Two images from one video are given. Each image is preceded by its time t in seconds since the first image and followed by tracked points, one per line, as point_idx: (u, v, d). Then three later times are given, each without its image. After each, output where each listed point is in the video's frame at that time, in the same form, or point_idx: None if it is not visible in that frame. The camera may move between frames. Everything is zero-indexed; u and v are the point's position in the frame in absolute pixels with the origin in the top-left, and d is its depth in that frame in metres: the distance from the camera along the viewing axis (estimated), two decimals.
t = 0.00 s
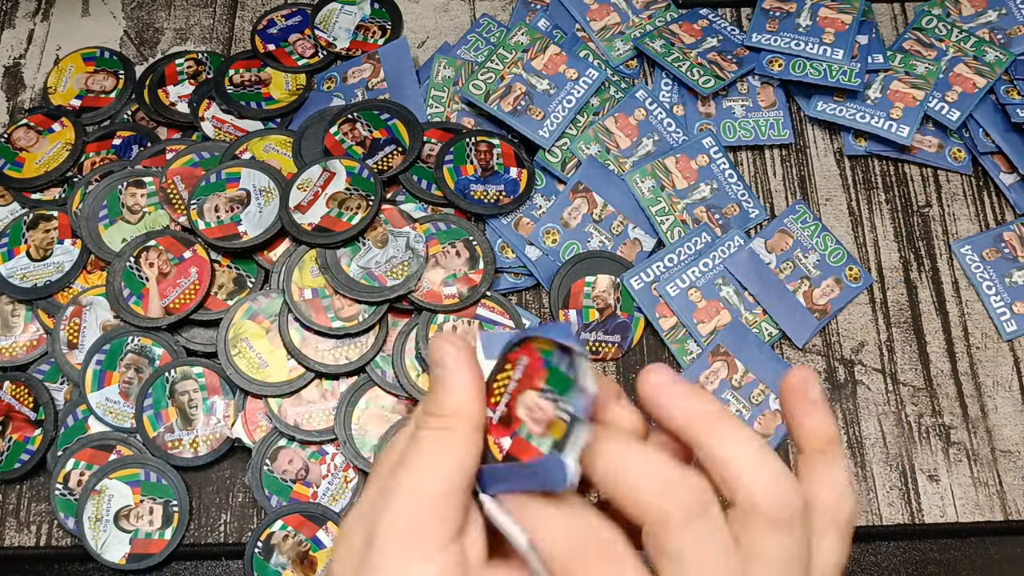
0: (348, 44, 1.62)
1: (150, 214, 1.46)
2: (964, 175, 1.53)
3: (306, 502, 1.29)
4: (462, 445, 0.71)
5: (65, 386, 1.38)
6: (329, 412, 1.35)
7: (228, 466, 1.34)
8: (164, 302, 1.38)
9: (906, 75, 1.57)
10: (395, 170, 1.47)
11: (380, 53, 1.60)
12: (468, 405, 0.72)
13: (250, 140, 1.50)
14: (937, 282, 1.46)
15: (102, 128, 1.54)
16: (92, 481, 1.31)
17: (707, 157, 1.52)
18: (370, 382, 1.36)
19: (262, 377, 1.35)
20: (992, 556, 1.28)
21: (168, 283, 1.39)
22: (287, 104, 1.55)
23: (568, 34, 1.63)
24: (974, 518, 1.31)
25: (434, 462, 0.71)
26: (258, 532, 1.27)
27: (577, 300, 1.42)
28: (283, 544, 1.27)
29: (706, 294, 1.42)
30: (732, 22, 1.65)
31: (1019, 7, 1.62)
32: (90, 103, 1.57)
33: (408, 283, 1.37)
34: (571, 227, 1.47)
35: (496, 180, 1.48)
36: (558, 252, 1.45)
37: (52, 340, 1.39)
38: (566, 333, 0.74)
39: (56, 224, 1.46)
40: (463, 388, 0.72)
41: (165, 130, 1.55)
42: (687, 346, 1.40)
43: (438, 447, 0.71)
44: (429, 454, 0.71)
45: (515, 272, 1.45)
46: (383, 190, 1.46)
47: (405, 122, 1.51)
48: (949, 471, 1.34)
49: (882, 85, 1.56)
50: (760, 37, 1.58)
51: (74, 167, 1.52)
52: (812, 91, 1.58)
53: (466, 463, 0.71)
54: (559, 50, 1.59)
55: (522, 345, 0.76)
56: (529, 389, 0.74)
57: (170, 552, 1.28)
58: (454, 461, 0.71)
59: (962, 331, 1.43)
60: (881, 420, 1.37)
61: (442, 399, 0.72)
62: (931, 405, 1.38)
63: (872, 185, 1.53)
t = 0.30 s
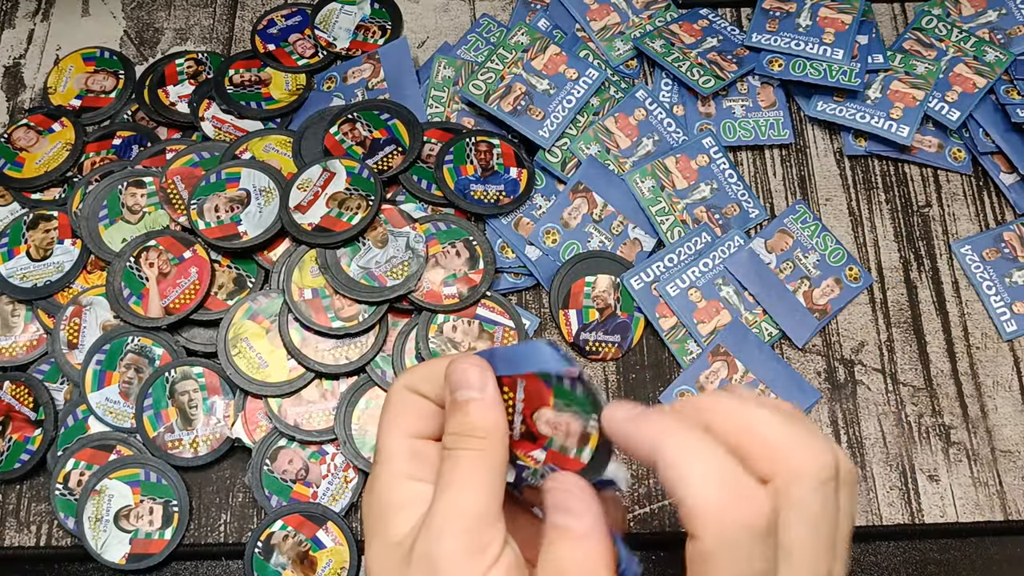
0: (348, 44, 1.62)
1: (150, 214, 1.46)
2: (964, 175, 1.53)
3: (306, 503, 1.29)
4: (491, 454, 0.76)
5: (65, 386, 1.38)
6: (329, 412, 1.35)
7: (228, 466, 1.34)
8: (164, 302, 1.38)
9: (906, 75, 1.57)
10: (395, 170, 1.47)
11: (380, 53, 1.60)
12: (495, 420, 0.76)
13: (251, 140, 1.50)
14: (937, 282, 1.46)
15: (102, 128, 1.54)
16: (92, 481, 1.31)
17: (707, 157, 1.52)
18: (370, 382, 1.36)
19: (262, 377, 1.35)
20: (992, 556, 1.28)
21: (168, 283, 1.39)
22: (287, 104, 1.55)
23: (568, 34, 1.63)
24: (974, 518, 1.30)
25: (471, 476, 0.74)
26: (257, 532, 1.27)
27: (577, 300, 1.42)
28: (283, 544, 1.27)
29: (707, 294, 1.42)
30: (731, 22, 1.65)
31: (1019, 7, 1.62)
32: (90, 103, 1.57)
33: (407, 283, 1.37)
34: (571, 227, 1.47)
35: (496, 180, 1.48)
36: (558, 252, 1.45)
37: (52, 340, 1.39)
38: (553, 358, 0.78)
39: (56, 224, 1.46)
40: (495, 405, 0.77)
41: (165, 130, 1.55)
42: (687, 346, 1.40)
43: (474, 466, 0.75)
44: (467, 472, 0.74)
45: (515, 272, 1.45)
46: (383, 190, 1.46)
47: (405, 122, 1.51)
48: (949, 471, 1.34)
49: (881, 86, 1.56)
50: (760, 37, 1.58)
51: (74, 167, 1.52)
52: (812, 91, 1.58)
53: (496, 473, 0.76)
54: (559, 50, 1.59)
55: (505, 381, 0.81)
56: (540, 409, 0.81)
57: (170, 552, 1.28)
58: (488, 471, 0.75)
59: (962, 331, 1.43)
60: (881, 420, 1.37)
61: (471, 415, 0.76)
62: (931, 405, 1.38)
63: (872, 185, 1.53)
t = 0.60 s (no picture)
0: (348, 44, 1.62)
1: (150, 214, 1.46)
2: (964, 175, 1.53)
3: (306, 502, 1.29)
4: (445, 506, 0.73)
5: (65, 386, 1.38)
6: (329, 412, 1.35)
7: (228, 466, 1.34)
8: (164, 302, 1.38)
9: (906, 75, 1.57)
10: (395, 170, 1.47)
11: (380, 53, 1.60)
12: (457, 470, 0.73)
13: (250, 140, 1.50)
14: (937, 282, 1.46)
15: (102, 128, 1.54)
16: (92, 481, 1.31)
17: (707, 157, 1.52)
18: (370, 382, 1.36)
19: (262, 377, 1.35)
20: (992, 556, 1.28)
21: (168, 283, 1.39)
22: (287, 104, 1.55)
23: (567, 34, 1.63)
24: (974, 518, 1.31)
25: (428, 517, 0.72)
26: (258, 532, 1.27)
27: (577, 300, 1.42)
28: (282, 544, 1.27)
29: (706, 294, 1.42)
30: (731, 22, 1.65)
31: (1019, 7, 1.62)
32: (90, 103, 1.57)
33: (407, 283, 1.37)
34: (571, 227, 1.47)
35: (496, 180, 1.48)
36: (558, 252, 1.45)
37: (52, 340, 1.39)
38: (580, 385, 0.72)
39: (56, 224, 1.46)
40: (460, 452, 0.73)
41: (165, 130, 1.55)
42: (687, 346, 1.40)
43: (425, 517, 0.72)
44: (416, 521, 0.72)
45: (515, 272, 1.45)
46: (383, 190, 1.46)
47: (405, 122, 1.51)
48: (949, 470, 1.34)
49: (881, 86, 1.56)
50: (760, 37, 1.58)
51: (74, 167, 1.52)
52: (812, 91, 1.58)
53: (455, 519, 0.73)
54: (558, 50, 1.59)
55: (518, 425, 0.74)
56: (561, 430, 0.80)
57: (170, 552, 1.28)
58: (441, 524, 0.72)
59: (962, 331, 1.43)
60: (881, 420, 1.37)
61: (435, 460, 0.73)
62: (931, 405, 1.38)
63: (872, 185, 1.53)
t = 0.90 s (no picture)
0: (348, 44, 1.62)
1: (150, 214, 1.45)
2: (964, 175, 1.53)
3: (306, 503, 1.29)
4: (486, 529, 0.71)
5: (65, 386, 1.38)
6: (329, 412, 1.35)
7: (228, 466, 1.34)
8: (164, 302, 1.38)
9: (906, 75, 1.57)
10: (395, 170, 1.47)
11: (380, 53, 1.60)
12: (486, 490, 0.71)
13: (250, 140, 1.50)
14: (937, 282, 1.46)
15: (102, 128, 1.54)
16: (92, 481, 1.31)
17: (708, 157, 1.52)
18: (370, 382, 1.36)
19: (262, 377, 1.35)
20: (992, 556, 1.28)
21: (168, 283, 1.39)
22: (287, 104, 1.55)
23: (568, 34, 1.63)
24: (974, 518, 1.31)
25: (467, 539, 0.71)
26: (258, 532, 1.27)
27: (577, 300, 1.42)
28: (282, 544, 1.27)
29: (706, 294, 1.42)
30: (732, 21, 1.65)
31: (1019, 7, 1.62)
32: (90, 103, 1.57)
33: (407, 283, 1.37)
34: (571, 227, 1.47)
35: (496, 180, 1.48)
36: (558, 252, 1.45)
37: (52, 340, 1.39)
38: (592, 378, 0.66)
39: (56, 224, 1.46)
40: (515, 484, 0.69)
41: (165, 130, 1.55)
42: (688, 346, 1.40)
43: (482, 547, 0.71)
44: (474, 552, 0.71)
45: (515, 272, 1.45)
46: (383, 190, 1.46)
47: (405, 122, 1.51)
48: (949, 470, 1.34)
49: (881, 86, 1.56)
50: (760, 38, 1.59)
51: (74, 167, 1.52)
52: (812, 91, 1.58)
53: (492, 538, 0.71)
54: (559, 50, 1.59)
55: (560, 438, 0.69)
56: (602, 420, 0.70)
57: (170, 552, 1.27)
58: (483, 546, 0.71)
59: (962, 331, 1.43)
60: (881, 420, 1.37)
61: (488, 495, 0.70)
62: (931, 405, 1.38)
63: (872, 185, 1.53)
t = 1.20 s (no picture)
0: (348, 44, 1.62)
1: (150, 214, 1.45)
2: (964, 175, 1.53)
3: (306, 503, 1.29)
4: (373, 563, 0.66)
5: (65, 386, 1.38)
6: (329, 412, 1.35)
7: (228, 466, 1.34)
8: (164, 302, 1.38)
9: (907, 75, 1.57)
10: (395, 170, 1.47)
11: (380, 53, 1.61)
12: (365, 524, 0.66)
13: (250, 140, 1.50)
14: (937, 283, 1.46)
15: (102, 128, 1.54)
16: (92, 481, 1.31)
17: (708, 157, 1.52)
18: (370, 382, 1.36)
19: (262, 377, 1.34)
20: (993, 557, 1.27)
21: (168, 283, 1.39)
22: (287, 104, 1.55)
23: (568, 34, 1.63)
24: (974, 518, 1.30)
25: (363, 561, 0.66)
26: (258, 532, 1.27)
27: (577, 300, 1.42)
28: (282, 544, 1.27)
29: (706, 294, 1.42)
30: (732, 21, 1.65)
31: (1019, 7, 1.62)
32: (90, 103, 1.57)
33: (407, 283, 1.37)
34: (571, 227, 1.47)
35: (496, 180, 1.48)
36: (558, 252, 1.45)
37: (52, 340, 1.39)
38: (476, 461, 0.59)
39: (56, 224, 1.46)
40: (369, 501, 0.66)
41: (165, 130, 1.55)
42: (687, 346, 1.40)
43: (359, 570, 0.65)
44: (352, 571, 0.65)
45: (515, 272, 1.45)
46: (383, 190, 1.46)
47: (405, 122, 1.51)
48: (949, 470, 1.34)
49: (881, 85, 1.56)
50: (760, 38, 1.59)
51: (74, 167, 1.52)
52: (812, 91, 1.58)
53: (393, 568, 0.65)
54: (559, 50, 1.59)
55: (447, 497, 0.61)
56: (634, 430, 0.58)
57: (170, 552, 1.27)
58: None
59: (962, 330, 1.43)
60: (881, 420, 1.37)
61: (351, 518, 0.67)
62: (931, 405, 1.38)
63: (872, 185, 1.53)
